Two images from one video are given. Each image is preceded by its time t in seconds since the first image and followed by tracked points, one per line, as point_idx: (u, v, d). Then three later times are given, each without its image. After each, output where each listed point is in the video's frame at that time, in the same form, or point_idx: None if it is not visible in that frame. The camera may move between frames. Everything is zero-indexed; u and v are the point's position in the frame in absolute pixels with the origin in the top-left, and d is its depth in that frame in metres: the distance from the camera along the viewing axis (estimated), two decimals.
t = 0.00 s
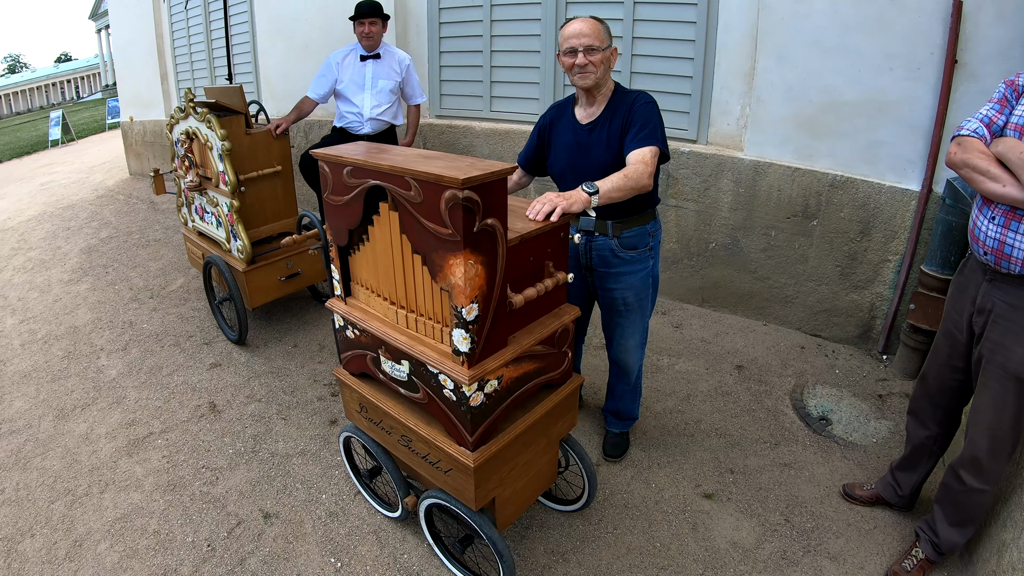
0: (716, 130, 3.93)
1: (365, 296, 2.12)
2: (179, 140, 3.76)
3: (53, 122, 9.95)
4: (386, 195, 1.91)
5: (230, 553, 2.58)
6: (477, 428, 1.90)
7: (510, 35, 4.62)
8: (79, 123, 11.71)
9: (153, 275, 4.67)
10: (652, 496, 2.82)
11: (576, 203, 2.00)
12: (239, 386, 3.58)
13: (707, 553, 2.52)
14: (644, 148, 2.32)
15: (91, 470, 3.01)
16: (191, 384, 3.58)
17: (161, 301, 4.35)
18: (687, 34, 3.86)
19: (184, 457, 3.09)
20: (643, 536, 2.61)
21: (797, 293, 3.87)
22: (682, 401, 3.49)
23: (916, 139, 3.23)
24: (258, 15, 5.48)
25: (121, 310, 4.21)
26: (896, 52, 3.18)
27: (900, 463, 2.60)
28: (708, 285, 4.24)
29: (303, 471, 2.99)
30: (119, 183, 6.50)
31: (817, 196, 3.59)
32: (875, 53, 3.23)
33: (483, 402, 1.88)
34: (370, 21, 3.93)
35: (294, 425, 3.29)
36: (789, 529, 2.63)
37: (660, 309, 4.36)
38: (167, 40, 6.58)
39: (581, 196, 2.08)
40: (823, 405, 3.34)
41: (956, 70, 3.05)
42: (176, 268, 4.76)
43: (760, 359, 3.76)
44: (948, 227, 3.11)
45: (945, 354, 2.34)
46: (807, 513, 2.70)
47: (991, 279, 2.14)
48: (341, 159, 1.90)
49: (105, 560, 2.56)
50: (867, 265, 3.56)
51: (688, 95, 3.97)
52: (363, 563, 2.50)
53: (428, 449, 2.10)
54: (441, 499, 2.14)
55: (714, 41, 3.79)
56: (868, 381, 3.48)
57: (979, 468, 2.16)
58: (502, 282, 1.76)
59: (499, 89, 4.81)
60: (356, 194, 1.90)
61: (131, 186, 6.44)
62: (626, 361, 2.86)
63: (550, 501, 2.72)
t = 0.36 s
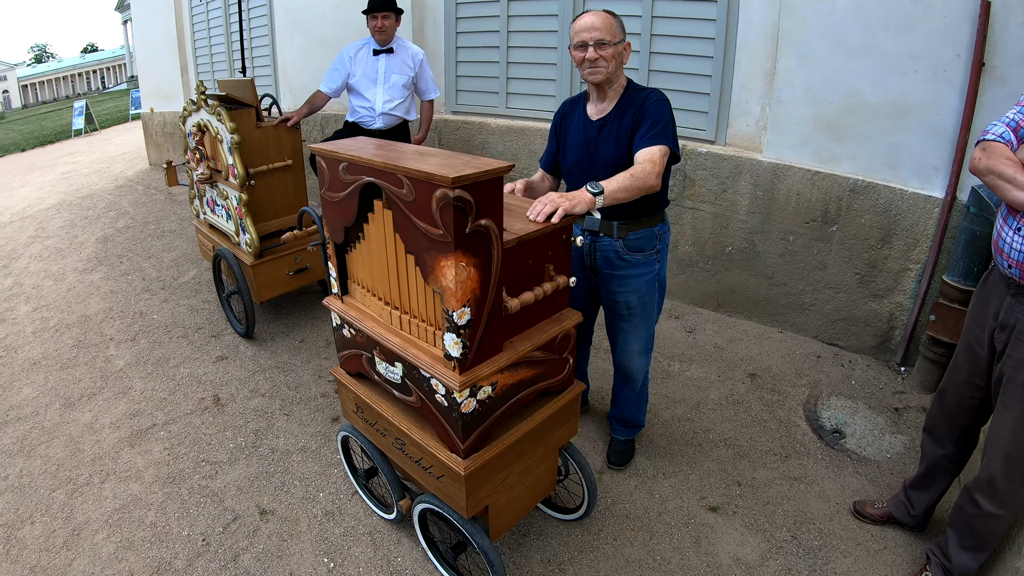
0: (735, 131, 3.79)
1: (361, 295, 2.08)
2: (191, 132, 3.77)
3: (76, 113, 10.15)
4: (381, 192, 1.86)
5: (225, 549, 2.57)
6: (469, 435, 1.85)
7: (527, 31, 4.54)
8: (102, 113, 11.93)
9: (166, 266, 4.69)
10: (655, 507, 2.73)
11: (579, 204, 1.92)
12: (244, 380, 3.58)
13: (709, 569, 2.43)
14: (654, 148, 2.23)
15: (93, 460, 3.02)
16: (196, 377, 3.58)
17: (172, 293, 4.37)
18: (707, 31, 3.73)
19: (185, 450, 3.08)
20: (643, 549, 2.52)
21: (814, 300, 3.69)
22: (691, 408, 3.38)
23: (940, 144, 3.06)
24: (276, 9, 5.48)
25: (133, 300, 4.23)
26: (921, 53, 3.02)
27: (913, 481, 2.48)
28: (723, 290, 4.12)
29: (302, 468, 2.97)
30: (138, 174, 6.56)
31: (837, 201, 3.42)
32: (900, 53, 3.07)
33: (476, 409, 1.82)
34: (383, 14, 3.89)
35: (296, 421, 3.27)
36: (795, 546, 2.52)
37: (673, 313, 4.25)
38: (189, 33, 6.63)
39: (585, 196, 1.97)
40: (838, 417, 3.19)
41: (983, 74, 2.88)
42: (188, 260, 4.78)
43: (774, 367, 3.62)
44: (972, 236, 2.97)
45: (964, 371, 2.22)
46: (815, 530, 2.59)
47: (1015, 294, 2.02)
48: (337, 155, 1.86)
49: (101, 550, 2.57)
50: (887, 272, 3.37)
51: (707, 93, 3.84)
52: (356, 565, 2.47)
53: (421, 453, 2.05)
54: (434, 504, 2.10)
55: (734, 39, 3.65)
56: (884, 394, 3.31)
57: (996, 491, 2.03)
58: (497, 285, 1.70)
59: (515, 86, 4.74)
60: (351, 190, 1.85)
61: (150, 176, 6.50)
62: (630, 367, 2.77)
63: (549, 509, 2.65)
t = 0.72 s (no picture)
0: (760, 131, 3.63)
1: (358, 299, 2.02)
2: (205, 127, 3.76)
3: (104, 106, 10.29)
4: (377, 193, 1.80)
5: (222, 548, 2.54)
6: (463, 447, 1.77)
7: (548, 27, 4.44)
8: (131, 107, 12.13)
9: (183, 260, 4.71)
10: (663, 522, 2.61)
11: (584, 207, 1.81)
12: (252, 377, 3.55)
13: None
14: (668, 149, 2.11)
15: (99, 453, 3.03)
16: (205, 373, 3.57)
17: (188, 287, 4.38)
18: (731, 27, 3.57)
19: (190, 447, 3.07)
20: (648, 566, 2.41)
21: (838, 309, 3.51)
22: (706, 419, 3.24)
23: (973, 147, 2.85)
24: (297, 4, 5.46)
25: (148, 294, 4.25)
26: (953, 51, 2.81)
27: (934, 505, 2.31)
28: (744, 295, 3.96)
29: (304, 469, 2.93)
30: (162, 167, 6.63)
31: (864, 206, 3.23)
32: (930, 52, 2.86)
33: (471, 420, 1.75)
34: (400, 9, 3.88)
35: (301, 421, 3.23)
36: (809, 569, 2.39)
37: (692, 318, 4.11)
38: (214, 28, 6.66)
39: (592, 199, 1.86)
40: (859, 431, 3.03)
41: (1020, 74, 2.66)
42: (205, 254, 4.79)
43: (796, 378, 3.46)
44: (1003, 246, 2.76)
45: (992, 391, 2.05)
46: (830, 553, 2.45)
47: None
48: (332, 154, 1.80)
49: (101, 545, 2.56)
50: (915, 282, 3.17)
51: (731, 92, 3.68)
52: (353, 571, 2.41)
53: (416, 463, 1.98)
54: (429, 515, 2.03)
55: (758, 37, 3.48)
56: (907, 408, 3.12)
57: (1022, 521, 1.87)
58: (492, 292, 1.61)
59: (535, 83, 4.63)
60: (347, 190, 1.79)
61: (173, 170, 6.56)
62: (643, 377, 2.66)
63: (552, 521, 2.56)
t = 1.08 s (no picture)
0: (779, 132, 3.46)
1: (341, 303, 1.95)
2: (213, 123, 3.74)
3: (130, 98, 10.45)
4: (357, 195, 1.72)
5: (211, 548, 2.50)
6: (439, 463, 1.69)
7: (563, 22, 4.32)
8: (159, 101, 12.32)
9: (195, 254, 4.71)
10: (661, 541, 2.49)
11: (574, 212, 1.69)
12: (253, 374, 3.52)
13: None
14: (669, 149, 1.97)
15: (98, 447, 3.01)
16: (208, 368, 3.55)
17: (198, 281, 4.38)
18: (751, 23, 3.41)
19: (187, 443, 3.03)
20: None
21: (858, 319, 3.33)
22: (714, 432, 3.10)
23: (1004, 152, 2.65)
24: None
25: (158, 287, 4.25)
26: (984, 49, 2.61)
27: (949, 533, 2.13)
28: (761, 302, 3.80)
29: (298, 471, 2.88)
30: (182, 160, 6.69)
31: (887, 212, 3.05)
32: (960, 50, 2.67)
33: (447, 436, 1.67)
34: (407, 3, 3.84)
35: (299, 421, 3.18)
36: None
37: (705, 325, 3.97)
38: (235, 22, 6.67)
39: (584, 203, 1.74)
40: (874, 449, 2.86)
41: None
42: (217, 248, 4.79)
43: (810, 391, 3.29)
44: None
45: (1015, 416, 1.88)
46: None
47: None
48: (311, 154, 1.73)
49: (92, 540, 2.53)
50: (938, 293, 2.98)
51: (750, 91, 3.52)
52: None
53: (396, 476, 1.91)
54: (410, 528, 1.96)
55: (779, 32, 3.32)
56: (926, 425, 2.94)
57: None
58: (469, 303, 1.52)
59: (549, 79, 4.52)
60: (325, 192, 1.72)
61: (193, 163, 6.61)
62: (643, 389, 2.52)
63: (546, 536, 2.45)
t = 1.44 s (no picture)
0: (790, 130, 3.24)
1: (317, 307, 1.91)
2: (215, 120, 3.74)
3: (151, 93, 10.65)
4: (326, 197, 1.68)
5: (196, 545, 2.44)
6: (406, 475, 1.64)
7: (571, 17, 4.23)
8: (178, 95, 12.39)
9: (203, 248, 4.72)
10: (650, 556, 2.40)
11: (551, 217, 1.61)
12: (250, 371, 3.46)
13: None
14: (659, 150, 1.85)
15: (94, 441, 2.91)
16: (207, 364, 3.50)
17: (203, 275, 4.37)
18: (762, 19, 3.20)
19: (181, 440, 2.95)
20: None
21: (869, 328, 3.12)
22: (713, 443, 2.96)
23: None
24: None
25: (162, 281, 4.25)
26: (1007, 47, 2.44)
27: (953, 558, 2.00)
28: (769, 307, 3.59)
29: (287, 470, 2.82)
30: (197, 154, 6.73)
31: (902, 216, 2.85)
32: (981, 48, 2.51)
33: (413, 448, 1.62)
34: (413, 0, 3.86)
35: (292, 419, 3.12)
36: None
37: (711, 330, 3.79)
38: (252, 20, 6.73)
39: (564, 206, 1.66)
40: (880, 465, 2.70)
41: None
42: (225, 243, 4.78)
43: (816, 401, 3.10)
44: None
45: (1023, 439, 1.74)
46: None
47: None
48: (281, 155, 1.69)
49: (83, 533, 2.45)
50: (953, 302, 2.79)
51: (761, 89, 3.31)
52: None
53: (368, 484, 1.87)
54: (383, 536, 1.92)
55: (791, 29, 3.11)
56: (935, 440, 2.78)
57: None
58: (432, 312, 1.46)
59: (558, 76, 4.43)
60: (295, 194, 1.68)
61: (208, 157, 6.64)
62: (633, 398, 2.48)
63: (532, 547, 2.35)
